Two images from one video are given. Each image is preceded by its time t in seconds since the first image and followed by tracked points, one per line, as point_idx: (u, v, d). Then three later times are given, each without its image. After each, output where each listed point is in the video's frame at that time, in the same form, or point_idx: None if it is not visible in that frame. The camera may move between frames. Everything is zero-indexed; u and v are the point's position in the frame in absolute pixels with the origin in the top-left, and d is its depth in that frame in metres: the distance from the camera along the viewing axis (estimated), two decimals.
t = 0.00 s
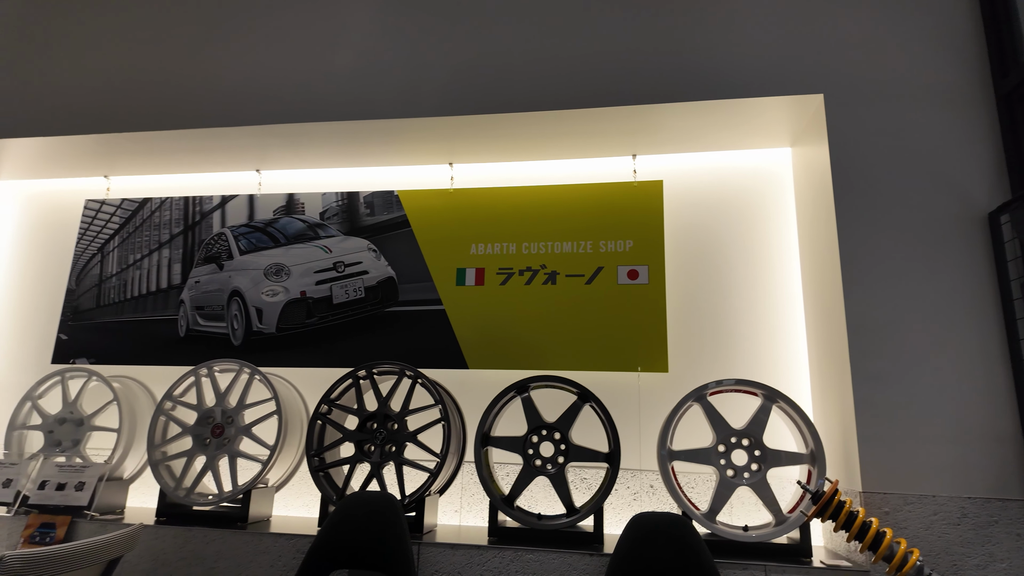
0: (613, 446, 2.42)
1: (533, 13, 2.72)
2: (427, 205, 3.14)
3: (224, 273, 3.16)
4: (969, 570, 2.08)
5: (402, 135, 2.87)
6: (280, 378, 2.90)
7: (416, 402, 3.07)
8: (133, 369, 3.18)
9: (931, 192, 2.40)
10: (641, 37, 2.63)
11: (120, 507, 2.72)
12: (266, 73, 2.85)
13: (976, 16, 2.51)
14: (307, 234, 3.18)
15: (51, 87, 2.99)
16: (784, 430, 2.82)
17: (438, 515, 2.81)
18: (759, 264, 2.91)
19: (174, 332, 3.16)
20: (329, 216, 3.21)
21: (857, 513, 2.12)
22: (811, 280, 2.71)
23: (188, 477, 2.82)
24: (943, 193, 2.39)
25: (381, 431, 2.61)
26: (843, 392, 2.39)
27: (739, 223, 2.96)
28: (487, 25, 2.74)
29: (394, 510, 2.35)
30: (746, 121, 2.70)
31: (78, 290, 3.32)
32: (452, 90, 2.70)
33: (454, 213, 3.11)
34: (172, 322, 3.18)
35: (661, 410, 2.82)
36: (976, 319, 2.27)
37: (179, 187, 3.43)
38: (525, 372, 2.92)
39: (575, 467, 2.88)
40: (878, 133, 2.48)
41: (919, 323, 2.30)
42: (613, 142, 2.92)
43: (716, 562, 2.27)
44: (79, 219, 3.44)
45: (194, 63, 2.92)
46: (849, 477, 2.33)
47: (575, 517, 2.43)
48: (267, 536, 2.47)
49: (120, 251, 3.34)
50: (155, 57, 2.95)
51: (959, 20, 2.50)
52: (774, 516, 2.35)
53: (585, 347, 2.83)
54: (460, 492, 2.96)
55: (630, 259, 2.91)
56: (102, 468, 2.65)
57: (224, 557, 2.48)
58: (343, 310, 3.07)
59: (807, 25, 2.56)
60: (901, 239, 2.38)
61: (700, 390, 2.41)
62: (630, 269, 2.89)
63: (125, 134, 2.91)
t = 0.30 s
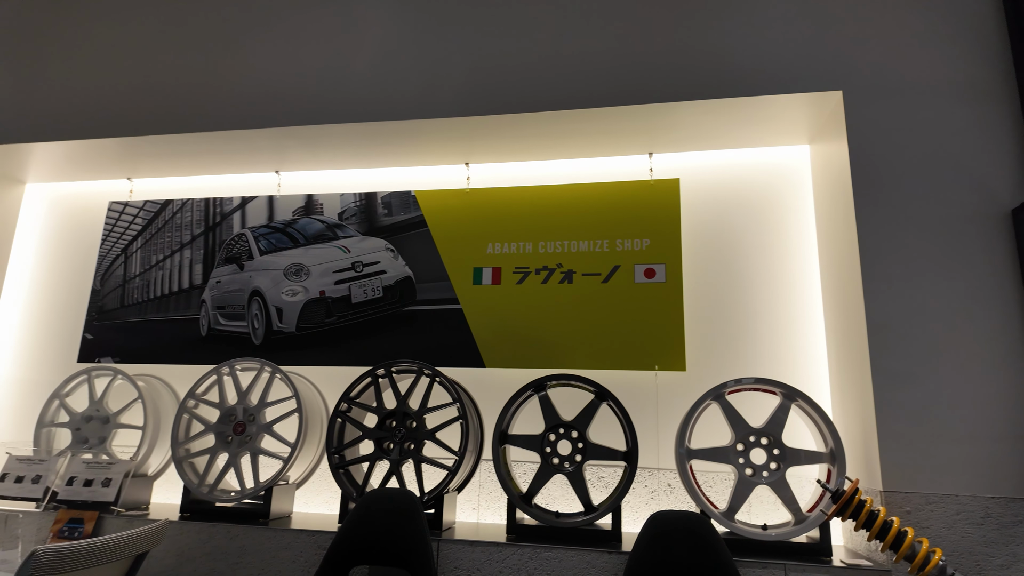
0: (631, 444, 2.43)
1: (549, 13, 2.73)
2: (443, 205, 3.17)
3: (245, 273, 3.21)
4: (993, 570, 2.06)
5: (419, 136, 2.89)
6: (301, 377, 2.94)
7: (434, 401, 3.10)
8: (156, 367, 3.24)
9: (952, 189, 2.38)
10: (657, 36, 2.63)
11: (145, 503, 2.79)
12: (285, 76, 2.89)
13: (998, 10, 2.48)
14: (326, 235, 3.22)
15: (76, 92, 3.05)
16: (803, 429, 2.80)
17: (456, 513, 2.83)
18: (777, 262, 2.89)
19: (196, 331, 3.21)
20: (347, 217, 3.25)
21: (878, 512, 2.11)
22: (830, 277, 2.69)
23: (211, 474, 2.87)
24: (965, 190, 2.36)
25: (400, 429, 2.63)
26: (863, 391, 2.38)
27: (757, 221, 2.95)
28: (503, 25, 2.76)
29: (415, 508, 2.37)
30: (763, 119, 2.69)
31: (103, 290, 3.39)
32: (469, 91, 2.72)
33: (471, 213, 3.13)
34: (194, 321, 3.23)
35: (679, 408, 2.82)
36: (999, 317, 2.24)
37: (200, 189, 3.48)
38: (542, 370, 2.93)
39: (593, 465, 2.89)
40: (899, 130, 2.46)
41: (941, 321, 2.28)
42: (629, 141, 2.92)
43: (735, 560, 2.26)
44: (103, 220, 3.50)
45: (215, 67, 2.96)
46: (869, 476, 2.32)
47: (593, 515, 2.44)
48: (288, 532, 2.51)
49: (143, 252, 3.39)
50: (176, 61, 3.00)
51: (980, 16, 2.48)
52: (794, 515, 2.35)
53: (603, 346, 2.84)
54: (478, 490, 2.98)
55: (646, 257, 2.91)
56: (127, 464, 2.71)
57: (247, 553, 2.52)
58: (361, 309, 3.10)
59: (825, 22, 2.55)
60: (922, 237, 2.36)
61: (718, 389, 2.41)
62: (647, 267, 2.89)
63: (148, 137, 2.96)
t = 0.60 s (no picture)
0: (649, 443, 2.43)
1: (565, 12, 2.74)
2: (460, 205, 3.18)
3: (265, 273, 3.25)
4: (1018, 571, 2.04)
5: (436, 136, 2.91)
6: (321, 376, 2.97)
7: (452, 399, 3.12)
8: (179, 367, 3.29)
9: (975, 186, 2.35)
10: (673, 34, 2.63)
11: (169, 500, 2.83)
12: (304, 78, 2.92)
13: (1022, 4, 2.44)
14: (344, 235, 3.25)
15: (99, 96, 3.11)
16: (823, 427, 2.78)
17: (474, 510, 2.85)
18: (796, 260, 2.87)
19: (217, 330, 3.26)
20: (365, 217, 3.28)
21: (900, 511, 2.10)
22: (850, 275, 2.67)
23: (234, 471, 2.91)
24: (988, 187, 2.33)
25: (418, 427, 2.66)
26: (884, 390, 2.36)
27: (776, 219, 2.94)
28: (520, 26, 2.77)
29: (434, 506, 2.40)
30: (781, 116, 2.68)
31: (126, 290, 3.45)
32: (486, 91, 2.73)
33: (487, 213, 3.14)
34: (216, 321, 3.28)
35: (697, 408, 2.82)
36: None
37: (220, 191, 3.53)
38: (559, 369, 2.93)
39: (610, 464, 2.89)
40: (920, 126, 2.43)
41: (964, 319, 2.26)
42: (646, 139, 2.91)
43: (755, 559, 2.25)
44: (127, 222, 3.57)
45: (235, 70, 3.00)
46: (890, 475, 2.30)
47: (611, 513, 2.45)
48: (310, 529, 2.54)
49: (166, 253, 3.45)
50: (196, 65, 3.05)
51: (1003, 10, 2.44)
52: (814, 514, 2.34)
53: (620, 345, 2.84)
54: (496, 488, 2.99)
55: (663, 256, 2.90)
56: (152, 462, 2.76)
57: (269, 549, 2.56)
58: (379, 309, 3.13)
59: (844, 18, 2.53)
60: (944, 234, 2.34)
61: (736, 388, 2.41)
62: (664, 266, 2.89)
63: (170, 140, 3.01)
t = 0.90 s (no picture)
0: (667, 442, 2.44)
1: (580, 12, 2.74)
2: (476, 205, 3.20)
3: (285, 274, 3.30)
4: None
5: (452, 137, 2.93)
6: (340, 374, 3.01)
7: (470, 398, 3.14)
8: (202, 366, 3.35)
9: (998, 182, 2.32)
10: (690, 32, 2.62)
11: (193, 497, 2.87)
12: (322, 81, 2.95)
13: None
14: (362, 236, 3.29)
15: (122, 101, 3.17)
16: (843, 427, 2.76)
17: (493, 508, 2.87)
18: (815, 258, 2.86)
19: (239, 330, 3.31)
20: (382, 218, 3.31)
21: (923, 511, 2.08)
22: (870, 273, 2.65)
23: (256, 469, 2.96)
24: (1012, 183, 2.31)
25: (437, 425, 2.68)
26: (906, 388, 2.34)
27: (794, 217, 2.92)
28: (536, 26, 2.78)
29: (453, 503, 2.42)
30: (800, 113, 2.66)
31: (150, 291, 3.51)
32: (503, 92, 2.74)
33: (504, 212, 3.15)
34: (237, 321, 3.33)
35: (716, 406, 2.81)
36: None
37: (240, 192, 3.58)
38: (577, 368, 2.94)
39: (628, 463, 2.89)
40: (941, 122, 2.40)
41: (987, 317, 2.23)
42: (662, 138, 2.91)
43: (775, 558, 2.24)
44: (150, 224, 3.63)
45: (255, 73, 3.04)
46: (912, 475, 2.28)
47: (630, 512, 2.46)
48: (331, 526, 2.57)
49: (188, 254, 3.51)
50: (216, 69, 3.09)
51: None
52: (834, 514, 2.33)
53: (638, 344, 2.84)
54: (514, 486, 3.01)
55: (681, 254, 2.90)
56: (177, 459, 2.80)
57: (292, 545, 2.59)
58: (397, 309, 3.17)
59: (863, 14, 2.51)
60: (966, 232, 2.31)
61: (756, 387, 2.40)
62: (682, 264, 2.89)
63: (191, 144, 3.06)
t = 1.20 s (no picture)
0: (688, 441, 2.44)
1: (597, 12, 2.75)
2: (494, 204, 3.22)
3: (306, 274, 3.35)
4: None
5: (471, 138, 2.95)
6: (362, 373, 3.04)
7: (490, 397, 3.16)
8: (225, 365, 3.40)
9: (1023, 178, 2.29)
10: (708, 31, 2.62)
11: (218, 494, 2.93)
12: (342, 83, 2.99)
13: None
14: (381, 236, 3.32)
15: (147, 105, 3.23)
16: (866, 426, 2.75)
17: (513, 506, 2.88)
18: (836, 256, 2.84)
19: (261, 330, 3.36)
20: (401, 218, 3.34)
21: (948, 511, 2.06)
22: (893, 271, 2.63)
23: (279, 467, 3.00)
24: None
25: (458, 424, 2.70)
26: (930, 387, 2.32)
27: (814, 214, 2.90)
28: (554, 26, 2.79)
29: (474, 501, 2.44)
30: (819, 110, 2.65)
31: (174, 292, 3.57)
32: (521, 92, 2.76)
33: (521, 212, 3.17)
34: (259, 321, 3.38)
35: (736, 405, 2.80)
36: None
37: (261, 195, 3.63)
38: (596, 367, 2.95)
39: (648, 462, 2.89)
40: (964, 118, 2.38)
41: (1013, 315, 2.21)
42: (681, 136, 2.91)
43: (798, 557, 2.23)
44: (173, 226, 3.70)
45: (275, 77, 3.08)
46: (937, 474, 2.26)
47: (650, 511, 2.46)
48: (354, 523, 2.61)
49: (211, 256, 3.56)
50: (238, 73, 3.14)
51: None
52: (857, 513, 2.32)
53: (657, 342, 2.84)
54: (533, 484, 3.02)
55: (700, 253, 2.89)
56: (203, 457, 2.86)
57: (316, 542, 2.63)
58: (417, 308, 3.20)
59: (883, 10, 2.49)
60: (991, 228, 2.29)
61: (778, 386, 2.40)
62: (701, 263, 2.88)
63: (214, 147, 3.12)
